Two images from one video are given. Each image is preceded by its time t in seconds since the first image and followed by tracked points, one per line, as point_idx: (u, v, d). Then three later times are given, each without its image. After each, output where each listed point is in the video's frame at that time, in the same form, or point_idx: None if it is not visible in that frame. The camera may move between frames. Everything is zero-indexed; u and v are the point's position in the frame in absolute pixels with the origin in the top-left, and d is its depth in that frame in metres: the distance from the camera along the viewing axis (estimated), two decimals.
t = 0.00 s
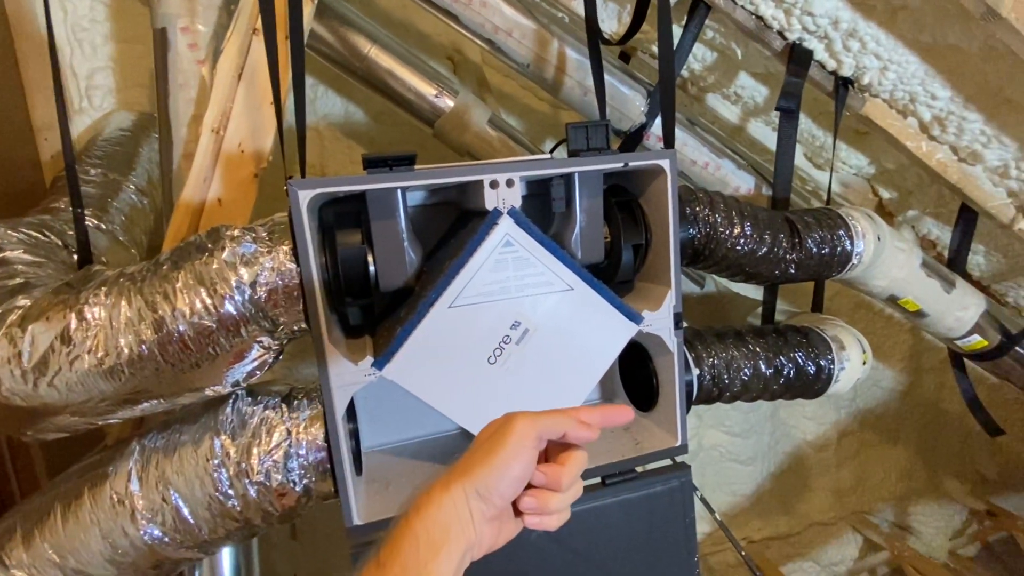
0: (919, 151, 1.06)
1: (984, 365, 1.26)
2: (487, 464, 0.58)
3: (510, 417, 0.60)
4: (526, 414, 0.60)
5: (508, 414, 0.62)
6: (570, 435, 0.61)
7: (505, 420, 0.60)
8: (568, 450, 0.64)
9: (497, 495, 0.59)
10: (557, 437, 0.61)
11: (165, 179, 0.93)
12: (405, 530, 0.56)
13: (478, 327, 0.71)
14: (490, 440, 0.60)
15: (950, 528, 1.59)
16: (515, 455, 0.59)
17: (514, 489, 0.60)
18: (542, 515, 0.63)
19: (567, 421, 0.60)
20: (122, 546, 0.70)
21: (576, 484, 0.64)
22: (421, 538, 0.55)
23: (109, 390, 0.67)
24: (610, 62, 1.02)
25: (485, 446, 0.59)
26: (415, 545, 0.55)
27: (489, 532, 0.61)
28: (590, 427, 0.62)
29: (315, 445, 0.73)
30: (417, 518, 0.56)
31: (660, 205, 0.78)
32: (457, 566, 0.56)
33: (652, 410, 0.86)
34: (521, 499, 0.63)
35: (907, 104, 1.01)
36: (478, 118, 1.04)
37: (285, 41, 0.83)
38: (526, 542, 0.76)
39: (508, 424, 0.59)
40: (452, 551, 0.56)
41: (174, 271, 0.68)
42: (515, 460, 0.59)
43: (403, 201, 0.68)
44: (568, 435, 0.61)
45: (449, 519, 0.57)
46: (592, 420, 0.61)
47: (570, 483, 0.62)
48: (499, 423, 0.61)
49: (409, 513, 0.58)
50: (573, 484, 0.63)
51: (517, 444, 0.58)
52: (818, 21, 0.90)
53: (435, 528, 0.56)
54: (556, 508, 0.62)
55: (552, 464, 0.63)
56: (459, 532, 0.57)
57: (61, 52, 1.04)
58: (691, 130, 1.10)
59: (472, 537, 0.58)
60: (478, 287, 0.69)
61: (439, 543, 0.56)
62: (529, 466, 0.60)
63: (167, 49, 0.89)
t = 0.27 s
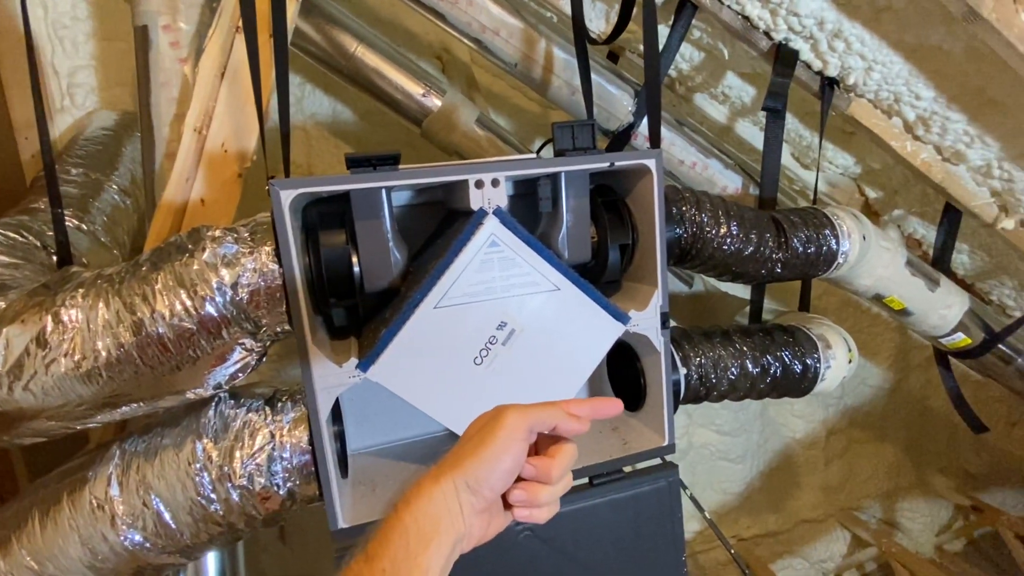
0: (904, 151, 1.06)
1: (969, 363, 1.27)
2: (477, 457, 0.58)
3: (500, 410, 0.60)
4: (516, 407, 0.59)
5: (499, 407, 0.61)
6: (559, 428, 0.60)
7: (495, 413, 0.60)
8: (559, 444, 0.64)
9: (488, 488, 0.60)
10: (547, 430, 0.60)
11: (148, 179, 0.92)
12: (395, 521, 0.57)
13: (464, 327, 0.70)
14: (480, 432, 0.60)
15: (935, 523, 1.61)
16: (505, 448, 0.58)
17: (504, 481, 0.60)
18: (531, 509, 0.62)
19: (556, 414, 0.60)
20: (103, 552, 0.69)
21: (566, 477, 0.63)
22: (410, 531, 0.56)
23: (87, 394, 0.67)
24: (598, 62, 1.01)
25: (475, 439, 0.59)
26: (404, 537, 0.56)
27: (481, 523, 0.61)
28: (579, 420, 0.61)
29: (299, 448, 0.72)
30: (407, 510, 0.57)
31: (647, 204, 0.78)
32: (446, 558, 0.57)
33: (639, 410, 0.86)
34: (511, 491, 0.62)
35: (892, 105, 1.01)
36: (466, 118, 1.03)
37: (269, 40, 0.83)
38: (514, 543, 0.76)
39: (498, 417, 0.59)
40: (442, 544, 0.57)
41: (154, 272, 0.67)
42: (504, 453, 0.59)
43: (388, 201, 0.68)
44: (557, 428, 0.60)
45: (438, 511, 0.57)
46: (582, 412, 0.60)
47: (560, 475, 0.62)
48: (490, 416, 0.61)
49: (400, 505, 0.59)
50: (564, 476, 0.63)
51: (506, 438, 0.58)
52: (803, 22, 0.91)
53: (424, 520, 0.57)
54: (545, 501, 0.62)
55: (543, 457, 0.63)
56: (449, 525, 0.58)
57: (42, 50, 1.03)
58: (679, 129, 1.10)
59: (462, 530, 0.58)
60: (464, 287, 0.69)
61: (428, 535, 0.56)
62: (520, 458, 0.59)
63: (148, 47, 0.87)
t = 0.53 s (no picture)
0: (888, 151, 1.07)
1: (953, 361, 1.27)
2: (514, 441, 0.57)
3: (535, 397, 0.60)
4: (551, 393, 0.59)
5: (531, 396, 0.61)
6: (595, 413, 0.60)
7: (530, 400, 0.59)
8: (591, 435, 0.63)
9: (524, 475, 0.58)
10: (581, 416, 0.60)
11: (131, 179, 0.91)
12: (432, 504, 0.53)
13: (447, 327, 0.70)
14: (516, 417, 0.59)
15: (924, 519, 1.61)
16: (544, 431, 0.57)
17: (539, 468, 0.59)
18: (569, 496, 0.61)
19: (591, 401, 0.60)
20: (85, 554, 0.68)
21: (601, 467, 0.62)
22: (449, 511, 0.52)
23: (66, 396, 0.66)
24: (584, 62, 1.01)
25: (511, 425, 0.58)
26: (444, 519, 0.51)
27: (513, 514, 0.58)
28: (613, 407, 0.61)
29: (281, 449, 0.72)
30: (444, 493, 0.53)
31: (630, 204, 0.78)
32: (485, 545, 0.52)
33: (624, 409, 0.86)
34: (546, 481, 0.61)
35: (876, 104, 1.02)
36: (453, 118, 1.03)
37: (251, 40, 0.82)
38: (498, 542, 0.76)
39: (535, 403, 0.59)
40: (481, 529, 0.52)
41: (133, 273, 0.66)
42: (542, 437, 0.57)
43: (370, 201, 0.68)
44: (592, 415, 0.60)
45: (477, 494, 0.54)
46: (616, 398, 0.61)
47: (597, 464, 0.61)
48: (523, 404, 0.60)
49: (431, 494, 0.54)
50: (600, 466, 0.61)
51: (544, 421, 0.57)
52: (787, 22, 0.91)
53: (462, 501, 0.53)
54: (583, 489, 0.61)
55: (578, 446, 0.62)
56: (488, 509, 0.54)
57: (26, 49, 1.02)
58: (665, 129, 1.10)
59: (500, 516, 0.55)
60: (447, 287, 0.69)
61: (468, 518, 0.52)
62: (556, 444, 0.58)
63: (130, 46, 0.87)
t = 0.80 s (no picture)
0: (881, 150, 1.07)
1: (947, 359, 1.27)
2: (545, 421, 0.57)
3: (566, 376, 0.60)
4: (581, 374, 0.59)
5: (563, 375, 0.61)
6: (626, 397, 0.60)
7: (562, 379, 0.59)
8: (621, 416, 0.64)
9: (552, 455, 0.58)
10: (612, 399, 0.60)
11: (120, 179, 0.90)
12: (463, 482, 0.54)
13: (437, 328, 0.69)
14: (547, 396, 0.59)
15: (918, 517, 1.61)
16: (576, 412, 0.58)
17: (570, 449, 0.59)
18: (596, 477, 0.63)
19: (623, 384, 0.60)
20: (68, 560, 0.69)
21: (629, 448, 0.64)
22: (480, 489, 0.53)
23: (49, 398, 0.66)
24: (577, 60, 1.01)
25: (542, 404, 0.58)
26: (474, 498, 0.52)
27: (542, 492, 0.59)
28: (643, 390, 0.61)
29: (269, 451, 0.71)
30: (474, 471, 0.54)
31: (622, 203, 0.78)
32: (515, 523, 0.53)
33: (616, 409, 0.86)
34: (576, 461, 0.62)
35: (869, 103, 1.02)
36: (445, 116, 1.02)
37: (240, 38, 0.81)
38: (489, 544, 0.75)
39: (566, 383, 0.59)
40: (509, 507, 0.53)
41: (119, 274, 0.66)
42: (573, 418, 0.57)
43: (359, 201, 0.67)
44: (623, 397, 0.60)
45: (507, 472, 0.54)
46: (647, 381, 0.61)
47: (625, 445, 0.62)
48: (554, 383, 0.60)
49: (463, 469, 0.55)
50: (628, 448, 0.63)
51: (576, 402, 0.57)
52: (780, 20, 0.91)
53: (492, 481, 0.53)
54: (611, 470, 0.62)
55: (607, 427, 0.63)
56: (517, 487, 0.54)
57: (14, 48, 1.01)
58: (658, 128, 1.09)
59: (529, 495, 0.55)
60: (437, 287, 0.68)
61: (496, 497, 0.53)
62: (586, 425, 0.59)
63: (117, 44, 0.86)
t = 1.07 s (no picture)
0: (876, 149, 1.07)
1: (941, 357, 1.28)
2: (504, 428, 0.56)
3: (527, 383, 0.59)
4: (543, 381, 0.58)
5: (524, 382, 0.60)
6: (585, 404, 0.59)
7: (523, 386, 0.59)
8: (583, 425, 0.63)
9: (512, 462, 0.58)
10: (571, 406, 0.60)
11: (117, 179, 0.91)
12: (421, 490, 0.54)
13: (435, 327, 0.70)
14: (507, 403, 0.58)
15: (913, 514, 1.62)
16: (533, 419, 0.57)
17: (529, 455, 0.58)
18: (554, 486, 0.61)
19: (583, 394, 0.59)
20: (67, 560, 0.69)
21: (589, 458, 0.62)
22: (436, 497, 0.53)
23: (48, 398, 0.66)
24: (574, 60, 1.01)
25: (501, 411, 0.58)
26: (431, 507, 0.52)
27: (502, 498, 0.59)
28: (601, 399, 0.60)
29: (268, 450, 0.71)
30: (431, 479, 0.54)
31: (618, 202, 0.78)
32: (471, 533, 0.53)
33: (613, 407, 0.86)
34: (534, 469, 0.61)
35: (863, 103, 1.02)
36: (442, 116, 1.02)
37: (237, 40, 0.82)
38: (487, 542, 0.75)
39: (526, 390, 0.58)
40: (466, 516, 0.53)
41: (117, 273, 0.66)
42: (531, 426, 0.57)
43: (357, 200, 0.67)
44: (583, 405, 0.59)
45: (465, 480, 0.55)
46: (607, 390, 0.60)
47: (584, 454, 0.61)
48: (515, 389, 0.59)
49: (421, 477, 0.55)
50: (588, 456, 0.62)
51: (535, 410, 0.57)
52: (775, 21, 0.91)
53: (449, 489, 0.54)
54: (568, 478, 0.61)
55: (567, 436, 0.62)
56: (476, 495, 0.55)
57: (10, 48, 1.01)
58: (655, 128, 1.10)
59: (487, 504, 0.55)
60: (435, 287, 0.68)
61: (453, 506, 0.53)
62: (545, 433, 0.58)
63: (114, 43, 0.86)
